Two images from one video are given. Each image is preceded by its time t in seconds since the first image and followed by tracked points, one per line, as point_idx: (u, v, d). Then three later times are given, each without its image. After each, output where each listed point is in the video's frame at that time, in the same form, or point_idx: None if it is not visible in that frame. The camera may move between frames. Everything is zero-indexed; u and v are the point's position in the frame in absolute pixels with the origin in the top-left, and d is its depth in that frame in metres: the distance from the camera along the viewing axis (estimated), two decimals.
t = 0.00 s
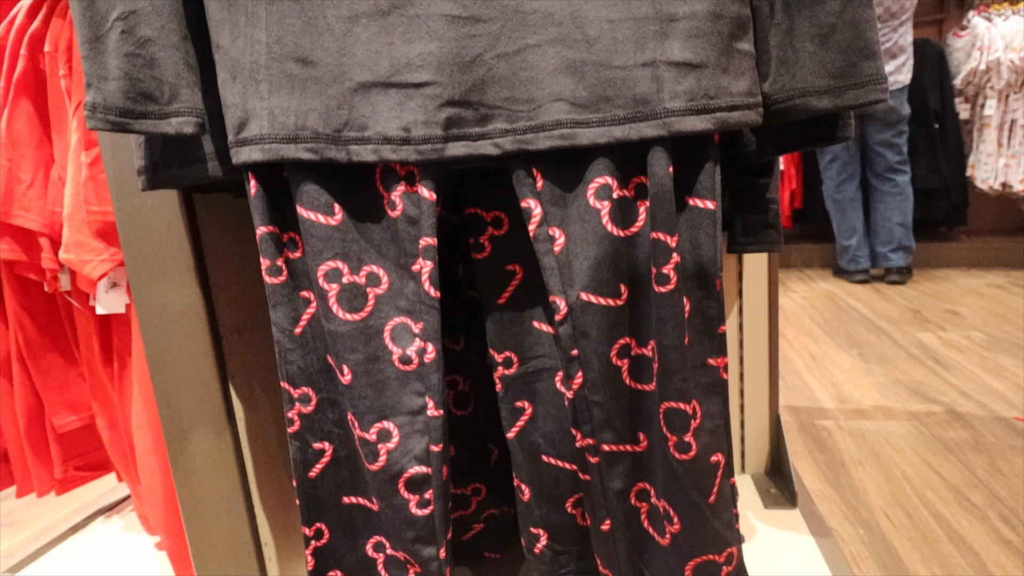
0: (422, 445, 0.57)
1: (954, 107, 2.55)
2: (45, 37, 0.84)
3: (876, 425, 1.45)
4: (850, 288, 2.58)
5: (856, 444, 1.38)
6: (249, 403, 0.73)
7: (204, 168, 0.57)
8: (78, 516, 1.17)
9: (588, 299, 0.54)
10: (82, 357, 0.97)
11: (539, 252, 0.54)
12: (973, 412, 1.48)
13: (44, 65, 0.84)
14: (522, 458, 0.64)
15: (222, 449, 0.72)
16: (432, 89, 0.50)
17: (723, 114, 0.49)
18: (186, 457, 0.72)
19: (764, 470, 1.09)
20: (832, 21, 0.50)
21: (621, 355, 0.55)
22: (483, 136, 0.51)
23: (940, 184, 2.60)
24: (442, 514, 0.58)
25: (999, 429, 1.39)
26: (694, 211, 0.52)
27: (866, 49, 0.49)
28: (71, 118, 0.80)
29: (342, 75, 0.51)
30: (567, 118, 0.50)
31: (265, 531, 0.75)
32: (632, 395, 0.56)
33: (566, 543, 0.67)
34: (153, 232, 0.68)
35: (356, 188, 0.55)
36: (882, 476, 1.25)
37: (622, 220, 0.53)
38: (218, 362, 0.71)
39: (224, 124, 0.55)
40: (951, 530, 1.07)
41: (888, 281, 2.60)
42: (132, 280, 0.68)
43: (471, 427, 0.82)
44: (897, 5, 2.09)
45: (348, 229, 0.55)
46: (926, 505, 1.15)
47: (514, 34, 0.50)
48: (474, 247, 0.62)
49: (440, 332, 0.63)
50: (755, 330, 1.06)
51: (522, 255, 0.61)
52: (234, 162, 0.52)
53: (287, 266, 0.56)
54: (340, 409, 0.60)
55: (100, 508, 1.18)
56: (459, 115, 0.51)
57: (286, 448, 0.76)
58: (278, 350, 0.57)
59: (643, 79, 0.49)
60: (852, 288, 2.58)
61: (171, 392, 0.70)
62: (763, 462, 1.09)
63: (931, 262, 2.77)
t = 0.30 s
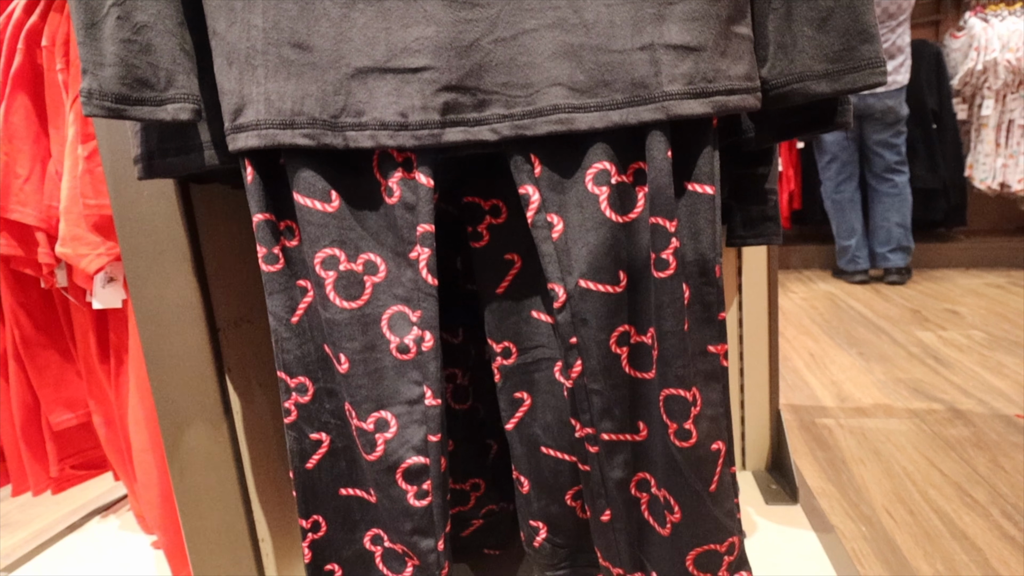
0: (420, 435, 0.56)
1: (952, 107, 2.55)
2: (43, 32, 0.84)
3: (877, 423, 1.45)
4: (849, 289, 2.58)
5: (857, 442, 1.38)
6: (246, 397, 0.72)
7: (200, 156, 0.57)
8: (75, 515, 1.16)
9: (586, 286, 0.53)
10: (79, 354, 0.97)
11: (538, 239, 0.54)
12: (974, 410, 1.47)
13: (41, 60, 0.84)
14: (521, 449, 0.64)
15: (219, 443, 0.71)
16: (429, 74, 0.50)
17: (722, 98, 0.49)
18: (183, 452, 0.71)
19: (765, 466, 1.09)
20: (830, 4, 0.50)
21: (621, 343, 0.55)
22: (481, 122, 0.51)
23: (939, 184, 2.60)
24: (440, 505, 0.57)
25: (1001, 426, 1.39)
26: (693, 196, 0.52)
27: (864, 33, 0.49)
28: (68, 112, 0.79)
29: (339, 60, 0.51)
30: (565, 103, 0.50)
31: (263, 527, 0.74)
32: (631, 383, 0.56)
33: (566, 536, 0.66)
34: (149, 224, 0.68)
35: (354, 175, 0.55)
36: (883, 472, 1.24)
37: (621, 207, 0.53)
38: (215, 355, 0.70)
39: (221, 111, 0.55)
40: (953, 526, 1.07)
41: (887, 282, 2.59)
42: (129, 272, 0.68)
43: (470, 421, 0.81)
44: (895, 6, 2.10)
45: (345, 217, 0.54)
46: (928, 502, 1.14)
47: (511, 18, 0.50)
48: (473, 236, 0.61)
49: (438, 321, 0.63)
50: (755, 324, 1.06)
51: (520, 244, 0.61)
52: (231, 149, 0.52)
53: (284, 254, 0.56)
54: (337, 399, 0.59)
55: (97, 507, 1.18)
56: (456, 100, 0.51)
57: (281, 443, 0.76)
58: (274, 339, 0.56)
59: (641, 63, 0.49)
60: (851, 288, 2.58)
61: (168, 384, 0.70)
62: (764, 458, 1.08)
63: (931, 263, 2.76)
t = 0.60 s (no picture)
0: (418, 428, 0.56)
1: (950, 111, 2.54)
2: (43, 30, 0.85)
3: (879, 425, 1.44)
4: (850, 292, 2.57)
5: (860, 444, 1.37)
6: (244, 393, 0.72)
7: (199, 148, 0.57)
8: (72, 517, 1.16)
9: (586, 277, 0.53)
10: (77, 354, 0.96)
11: (537, 230, 0.53)
12: (977, 412, 1.46)
13: (41, 58, 0.84)
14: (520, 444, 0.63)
15: (215, 439, 0.71)
16: (428, 64, 0.50)
17: (721, 86, 0.49)
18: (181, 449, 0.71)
19: (767, 466, 1.08)
20: None
21: (620, 334, 0.54)
22: (480, 112, 0.51)
23: (939, 188, 2.60)
24: (439, 499, 0.57)
25: (1004, 427, 1.38)
26: (693, 185, 0.52)
27: (863, 20, 0.49)
28: (68, 110, 0.79)
29: (338, 50, 0.51)
30: (564, 92, 0.50)
31: (260, 525, 0.73)
32: (631, 375, 0.56)
33: (566, 532, 0.66)
34: (147, 218, 0.67)
35: (352, 167, 0.55)
36: (886, 474, 1.23)
37: (620, 196, 0.53)
38: (212, 349, 0.70)
39: (220, 102, 0.55)
40: (958, 526, 1.05)
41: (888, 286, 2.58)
42: (128, 267, 0.68)
43: (470, 419, 0.81)
44: (893, 10, 2.11)
45: (343, 208, 0.54)
46: (932, 502, 1.13)
47: (509, 8, 0.50)
48: (472, 228, 0.61)
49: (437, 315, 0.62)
50: (756, 323, 1.05)
51: (520, 236, 0.61)
52: (229, 140, 0.52)
53: (282, 245, 0.56)
54: (335, 392, 0.59)
55: (94, 509, 1.17)
56: (455, 90, 0.51)
57: (280, 440, 0.75)
58: (272, 331, 0.56)
59: (640, 51, 0.49)
60: (852, 291, 2.57)
61: (165, 380, 0.69)
62: (766, 458, 1.08)
63: (931, 267, 2.76)
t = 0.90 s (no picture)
0: (418, 419, 0.56)
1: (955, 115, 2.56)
2: (48, 26, 0.85)
3: (883, 427, 1.43)
4: (853, 296, 2.56)
5: (864, 446, 1.35)
6: (244, 385, 0.71)
7: (201, 139, 0.57)
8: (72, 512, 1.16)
9: (587, 267, 0.53)
10: (79, 348, 0.97)
11: (538, 219, 0.53)
12: (982, 415, 1.45)
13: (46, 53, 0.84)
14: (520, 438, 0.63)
15: (215, 431, 0.71)
16: (429, 52, 0.50)
17: (723, 74, 0.49)
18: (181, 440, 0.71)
19: (769, 467, 1.07)
20: None
21: (621, 325, 0.54)
22: (481, 101, 0.51)
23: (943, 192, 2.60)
24: (438, 491, 0.56)
25: (1009, 431, 1.37)
26: (694, 175, 0.52)
27: (866, 9, 0.49)
28: (72, 103, 0.80)
29: (340, 39, 0.51)
30: (565, 81, 0.50)
31: (259, 519, 0.73)
32: (632, 366, 0.55)
33: (566, 527, 0.65)
34: (149, 209, 0.67)
35: (354, 156, 0.55)
36: (890, 476, 1.22)
37: (622, 186, 0.53)
38: (212, 340, 0.69)
39: (221, 92, 0.55)
40: (963, 529, 1.04)
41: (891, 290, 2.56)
42: (130, 258, 0.68)
43: (470, 415, 0.80)
44: (896, 14, 2.10)
45: (344, 197, 0.54)
46: (937, 504, 1.12)
47: None
48: (473, 219, 0.61)
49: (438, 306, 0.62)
50: (759, 322, 1.04)
51: (520, 228, 0.61)
52: (230, 128, 0.52)
53: (283, 235, 0.56)
54: (335, 382, 0.58)
55: (94, 504, 1.17)
56: (456, 79, 0.51)
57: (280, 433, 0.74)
58: (272, 321, 0.56)
59: (641, 40, 0.49)
60: (855, 296, 2.56)
61: (166, 372, 0.70)
62: (768, 458, 1.07)
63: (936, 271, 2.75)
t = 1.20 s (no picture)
0: (420, 407, 0.56)
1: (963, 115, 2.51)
2: (57, 19, 0.86)
3: (890, 428, 1.41)
4: (860, 298, 2.54)
5: (870, 447, 1.34)
6: (247, 375, 0.71)
7: (206, 126, 0.57)
8: (78, 503, 1.17)
9: (591, 255, 0.52)
10: (85, 340, 0.97)
11: (542, 207, 0.53)
12: (990, 416, 1.44)
13: (55, 46, 0.85)
14: (523, 428, 0.63)
15: (218, 420, 0.71)
16: (433, 38, 0.50)
17: (729, 60, 0.48)
18: (185, 428, 0.71)
19: (775, 465, 1.06)
20: None
21: (625, 314, 0.54)
22: (485, 87, 0.51)
23: (951, 194, 2.58)
24: (440, 480, 0.56)
25: (1019, 432, 1.35)
26: (699, 162, 0.51)
27: None
28: (80, 94, 0.80)
29: (345, 25, 0.51)
30: (570, 67, 0.49)
31: (261, 508, 0.73)
32: (636, 355, 0.55)
33: (569, 519, 0.65)
34: (155, 198, 0.68)
35: (358, 143, 0.55)
36: (897, 476, 1.20)
37: (626, 173, 0.52)
38: (216, 330, 0.69)
39: (226, 78, 0.55)
40: (971, 529, 1.03)
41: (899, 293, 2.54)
42: (137, 246, 0.69)
43: (473, 407, 0.80)
44: (906, 14, 2.08)
45: (348, 183, 0.54)
46: (944, 504, 1.11)
47: None
48: (476, 208, 0.61)
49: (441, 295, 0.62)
50: (765, 319, 1.03)
51: (524, 216, 0.61)
52: (235, 114, 0.52)
53: (287, 222, 0.56)
54: (338, 370, 0.58)
55: (99, 496, 1.18)
56: (461, 65, 0.51)
57: (282, 425, 0.75)
58: (275, 307, 0.56)
59: (646, 25, 0.49)
60: (862, 297, 2.54)
61: (172, 360, 0.70)
62: (774, 456, 1.06)
63: (944, 274, 2.73)
